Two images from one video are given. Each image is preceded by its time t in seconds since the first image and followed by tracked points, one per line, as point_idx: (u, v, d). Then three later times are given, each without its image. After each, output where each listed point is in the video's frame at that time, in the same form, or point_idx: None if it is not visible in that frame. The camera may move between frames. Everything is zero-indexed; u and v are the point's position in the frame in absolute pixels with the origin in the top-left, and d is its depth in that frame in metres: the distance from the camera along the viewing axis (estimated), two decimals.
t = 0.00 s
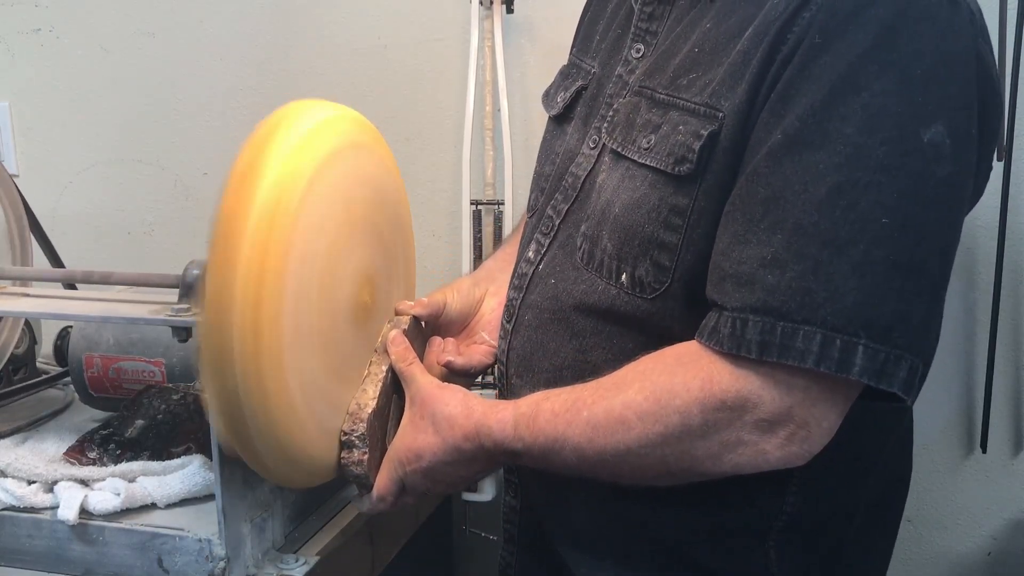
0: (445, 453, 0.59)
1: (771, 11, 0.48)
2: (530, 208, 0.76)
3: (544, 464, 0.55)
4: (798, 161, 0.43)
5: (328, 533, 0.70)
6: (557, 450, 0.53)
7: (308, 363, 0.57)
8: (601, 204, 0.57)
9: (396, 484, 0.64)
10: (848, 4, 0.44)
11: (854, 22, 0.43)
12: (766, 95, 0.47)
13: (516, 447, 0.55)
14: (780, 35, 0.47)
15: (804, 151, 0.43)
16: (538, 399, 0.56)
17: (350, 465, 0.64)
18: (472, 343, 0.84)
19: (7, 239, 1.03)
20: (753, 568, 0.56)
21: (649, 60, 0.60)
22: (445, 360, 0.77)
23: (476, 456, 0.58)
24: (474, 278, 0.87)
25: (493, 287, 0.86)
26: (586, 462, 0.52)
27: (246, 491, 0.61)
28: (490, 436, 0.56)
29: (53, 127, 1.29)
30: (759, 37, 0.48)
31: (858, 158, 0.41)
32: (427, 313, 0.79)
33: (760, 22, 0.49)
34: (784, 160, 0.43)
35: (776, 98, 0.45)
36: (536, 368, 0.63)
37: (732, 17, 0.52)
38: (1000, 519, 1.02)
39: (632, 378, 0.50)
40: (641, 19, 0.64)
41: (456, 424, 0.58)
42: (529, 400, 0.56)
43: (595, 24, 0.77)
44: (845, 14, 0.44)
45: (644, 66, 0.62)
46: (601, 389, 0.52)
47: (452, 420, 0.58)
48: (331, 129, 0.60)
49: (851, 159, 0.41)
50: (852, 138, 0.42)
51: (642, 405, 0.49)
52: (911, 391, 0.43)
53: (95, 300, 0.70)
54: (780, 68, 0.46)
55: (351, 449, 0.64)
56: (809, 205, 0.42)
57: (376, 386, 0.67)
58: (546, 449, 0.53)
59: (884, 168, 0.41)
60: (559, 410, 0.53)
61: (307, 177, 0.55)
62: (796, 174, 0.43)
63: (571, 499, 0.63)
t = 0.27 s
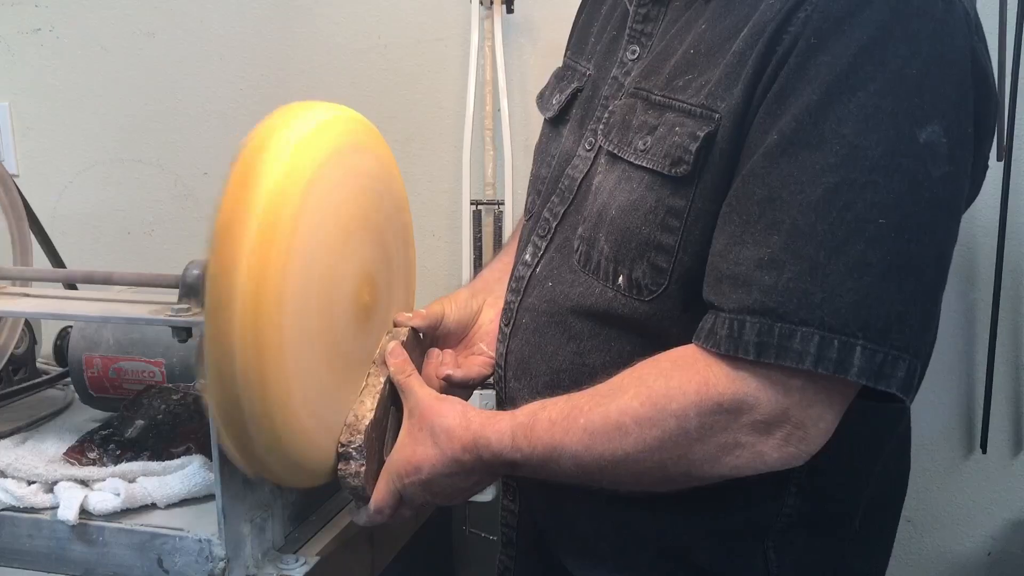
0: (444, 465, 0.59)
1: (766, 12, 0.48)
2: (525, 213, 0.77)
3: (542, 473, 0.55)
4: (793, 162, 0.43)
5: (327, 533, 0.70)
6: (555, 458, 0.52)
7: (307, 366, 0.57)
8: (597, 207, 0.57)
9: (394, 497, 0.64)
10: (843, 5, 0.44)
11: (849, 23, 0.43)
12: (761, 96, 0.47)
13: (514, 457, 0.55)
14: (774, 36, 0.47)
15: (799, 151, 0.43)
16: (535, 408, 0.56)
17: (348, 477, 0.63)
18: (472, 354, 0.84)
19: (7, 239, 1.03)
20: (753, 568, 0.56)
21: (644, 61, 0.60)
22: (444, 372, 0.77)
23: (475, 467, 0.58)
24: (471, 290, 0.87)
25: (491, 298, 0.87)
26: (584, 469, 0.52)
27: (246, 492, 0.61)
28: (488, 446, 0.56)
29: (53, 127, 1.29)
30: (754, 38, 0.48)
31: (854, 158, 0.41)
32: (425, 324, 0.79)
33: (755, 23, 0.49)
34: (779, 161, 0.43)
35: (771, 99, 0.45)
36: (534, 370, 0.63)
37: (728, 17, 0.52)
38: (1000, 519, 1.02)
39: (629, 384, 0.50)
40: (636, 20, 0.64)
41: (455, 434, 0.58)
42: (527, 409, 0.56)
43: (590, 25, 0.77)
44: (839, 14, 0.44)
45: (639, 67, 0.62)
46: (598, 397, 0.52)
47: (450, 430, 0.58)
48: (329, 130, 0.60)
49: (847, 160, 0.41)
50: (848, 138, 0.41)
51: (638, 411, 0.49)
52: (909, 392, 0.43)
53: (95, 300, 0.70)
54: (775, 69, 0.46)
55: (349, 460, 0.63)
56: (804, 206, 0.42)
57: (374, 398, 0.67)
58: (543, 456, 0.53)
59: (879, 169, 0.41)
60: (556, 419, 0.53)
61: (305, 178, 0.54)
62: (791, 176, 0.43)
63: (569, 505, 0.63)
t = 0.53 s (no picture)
0: (446, 478, 0.59)
1: (764, 13, 0.48)
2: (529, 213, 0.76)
3: (543, 485, 0.54)
4: (790, 162, 0.43)
5: (327, 533, 0.70)
6: (554, 468, 0.53)
7: (309, 367, 0.57)
8: (599, 208, 0.57)
9: (395, 512, 0.63)
10: (840, 5, 0.44)
11: (846, 24, 0.43)
12: (759, 97, 0.47)
13: (514, 469, 0.55)
14: (771, 38, 0.47)
15: (796, 152, 0.43)
16: (534, 419, 0.56)
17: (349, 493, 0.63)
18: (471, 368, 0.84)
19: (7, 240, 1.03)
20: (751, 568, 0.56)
21: (647, 62, 0.60)
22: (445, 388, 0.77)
23: (477, 481, 0.58)
24: (471, 302, 0.87)
25: (491, 310, 0.87)
26: (582, 478, 0.52)
27: (246, 492, 0.61)
28: (489, 459, 0.56)
29: (53, 127, 1.29)
30: (751, 39, 0.48)
31: (850, 159, 0.41)
32: (426, 338, 0.79)
33: (753, 24, 0.49)
34: (776, 162, 0.43)
35: (768, 100, 0.45)
36: (536, 371, 0.63)
37: (726, 18, 0.52)
38: (1000, 519, 1.02)
39: (623, 391, 0.51)
40: (638, 22, 0.64)
41: (455, 446, 0.58)
42: (526, 421, 0.56)
43: (595, 26, 0.77)
44: (836, 15, 0.44)
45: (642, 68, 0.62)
46: (594, 405, 0.52)
47: (451, 442, 0.59)
48: (332, 130, 0.60)
49: (843, 160, 0.41)
50: (845, 139, 0.42)
51: (633, 416, 0.49)
52: (904, 393, 0.42)
53: (95, 300, 0.70)
54: (772, 70, 0.46)
55: (349, 476, 0.63)
56: (800, 207, 0.42)
57: (374, 413, 0.67)
58: (542, 466, 0.53)
59: (875, 170, 0.41)
60: (554, 429, 0.53)
61: (307, 179, 0.54)
62: (788, 176, 0.43)
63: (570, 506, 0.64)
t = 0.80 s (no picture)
0: (443, 451, 0.58)
1: (769, 14, 0.48)
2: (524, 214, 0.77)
3: (545, 463, 0.54)
4: (800, 165, 0.43)
5: (327, 534, 0.70)
6: (558, 451, 0.52)
7: (311, 369, 0.57)
8: (601, 211, 0.57)
9: (390, 485, 0.63)
10: (846, 6, 0.44)
11: (852, 25, 0.43)
12: (767, 98, 0.47)
13: (515, 446, 0.54)
14: (777, 39, 0.47)
15: (806, 155, 0.43)
16: (541, 398, 0.55)
17: (345, 464, 0.63)
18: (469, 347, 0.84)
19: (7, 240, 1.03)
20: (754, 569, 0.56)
21: (646, 63, 0.60)
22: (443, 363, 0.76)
23: (474, 453, 0.57)
24: (471, 282, 0.87)
25: (491, 291, 0.87)
26: (589, 464, 0.52)
27: (246, 492, 0.61)
28: (488, 434, 0.55)
29: (53, 127, 1.29)
30: (757, 40, 0.48)
31: (861, 162, 0.41)
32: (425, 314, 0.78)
33: (758, 25, 0.49)
34: (785, 164, 0.43)
35: (776, 103, 0.45)
36: (536, 374, 0.63)
37: (729, 19, 0.52)
38: (1000, 519, 1.02)
39: (638, 383, 0.50)
40: (635, 22, 0.64)
41: (453, 422, 0.57)
42: (530, 398, 0.55)
43: (586, 28, 0.77)
44: (842, 17, 0.44)
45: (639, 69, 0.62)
46: (605, 392, 0.51)
47: (449, 417, 0.57)
48: (331, 131, 0.60)
49: (854, 163, 0.41)
50: (855, 141, 0.42)
51: (650, 411, 0.48)
52: (918, 396, 0.43)
53: (96, 300, 0.70)
54: (779, 71, 0.46)
55: (344, 447, 0.63)
56: (812, 210, 0.42)
57: (370, 384, 0.66)
58: (546, 448, 0.53)
59: (887, 171, 0.41)
60: (561, 411, 0.52)
61: (308, 182, 0.54)
62: (798, 179, 0.43)
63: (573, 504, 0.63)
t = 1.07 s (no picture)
0: (442, 413, 0.58)
1: (762, 10, 0.48)
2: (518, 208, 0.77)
3: (547, 436, 0.54)
4: (796, 161, 0.43)
5: (327, 534, 0.70)
6: (562, 427, 0.52)
7: (310, 365, 0.57)
8: (594, 207, 0.57)
9: (390, 448, 0.63)
10: (842, 3, 0.44)
11: (848, 22, 0.43)
12: (759, 95, 0.47)
13: (517, 414, 0.54)
14: (771, 35, 0.47)
15: (803, 151, 0.43)
16: (546, 368, 0.55)
17: (345, 428, 0.62)
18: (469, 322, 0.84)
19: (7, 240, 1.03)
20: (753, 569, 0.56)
21: (639, 58, 0.60)
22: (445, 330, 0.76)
23: (473, 416, 0.57)
24: (471, 260, 0.87)
25: (491, 269, 0.87)
26: (591, 442, 0.52)
27: (246, 492, 0.61)
28: (489, 398, 0.55)
29: (53, 127, 1.29)
30: (750, 35, 0.48)
31: (858, 158, 0.41)
32: (426, 286, 0.79)
33: (750, 21, 0.49)
34: (782, 160, 0.43)
35: (771, 99, 0.45)
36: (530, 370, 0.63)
37: (723, 15, 0.52)
38: (1000, 518, 1.02)
39: (647, 370, 0.49)
40: (630, 17, 0.64)
41: (453, 385, 0.57)
42: (535, 368, 0.55)
43: (584, 24, 0.77)
44: (838, 13, 0.44)
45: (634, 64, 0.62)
46: (613, 375, 0.51)
47: (449, 379, 0.57)
48: (331, 128, 0.60)
49: (851, 159, 0.41)
50: (852, 137, 0.41)
51: (658, 401, 0.48)
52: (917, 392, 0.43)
53: (95, 299, 0.70)
54: (773, 69, 0.46)
55: (346, 410, 0.62)
56: (810, 207, 0.42)
57: (371, 348, 0.66)
58: (550, 422, 0.53)
59: (885, 166, 0.41)
60: (568, 388, 0.52)
61: (307, 179, 0.54)
62: (795, 175, 0.43)
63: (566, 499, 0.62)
